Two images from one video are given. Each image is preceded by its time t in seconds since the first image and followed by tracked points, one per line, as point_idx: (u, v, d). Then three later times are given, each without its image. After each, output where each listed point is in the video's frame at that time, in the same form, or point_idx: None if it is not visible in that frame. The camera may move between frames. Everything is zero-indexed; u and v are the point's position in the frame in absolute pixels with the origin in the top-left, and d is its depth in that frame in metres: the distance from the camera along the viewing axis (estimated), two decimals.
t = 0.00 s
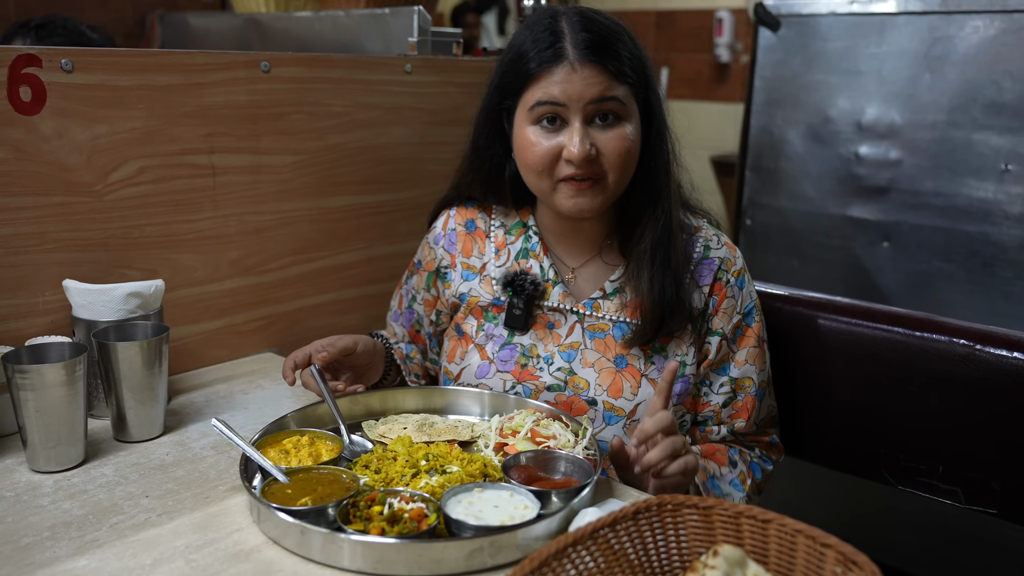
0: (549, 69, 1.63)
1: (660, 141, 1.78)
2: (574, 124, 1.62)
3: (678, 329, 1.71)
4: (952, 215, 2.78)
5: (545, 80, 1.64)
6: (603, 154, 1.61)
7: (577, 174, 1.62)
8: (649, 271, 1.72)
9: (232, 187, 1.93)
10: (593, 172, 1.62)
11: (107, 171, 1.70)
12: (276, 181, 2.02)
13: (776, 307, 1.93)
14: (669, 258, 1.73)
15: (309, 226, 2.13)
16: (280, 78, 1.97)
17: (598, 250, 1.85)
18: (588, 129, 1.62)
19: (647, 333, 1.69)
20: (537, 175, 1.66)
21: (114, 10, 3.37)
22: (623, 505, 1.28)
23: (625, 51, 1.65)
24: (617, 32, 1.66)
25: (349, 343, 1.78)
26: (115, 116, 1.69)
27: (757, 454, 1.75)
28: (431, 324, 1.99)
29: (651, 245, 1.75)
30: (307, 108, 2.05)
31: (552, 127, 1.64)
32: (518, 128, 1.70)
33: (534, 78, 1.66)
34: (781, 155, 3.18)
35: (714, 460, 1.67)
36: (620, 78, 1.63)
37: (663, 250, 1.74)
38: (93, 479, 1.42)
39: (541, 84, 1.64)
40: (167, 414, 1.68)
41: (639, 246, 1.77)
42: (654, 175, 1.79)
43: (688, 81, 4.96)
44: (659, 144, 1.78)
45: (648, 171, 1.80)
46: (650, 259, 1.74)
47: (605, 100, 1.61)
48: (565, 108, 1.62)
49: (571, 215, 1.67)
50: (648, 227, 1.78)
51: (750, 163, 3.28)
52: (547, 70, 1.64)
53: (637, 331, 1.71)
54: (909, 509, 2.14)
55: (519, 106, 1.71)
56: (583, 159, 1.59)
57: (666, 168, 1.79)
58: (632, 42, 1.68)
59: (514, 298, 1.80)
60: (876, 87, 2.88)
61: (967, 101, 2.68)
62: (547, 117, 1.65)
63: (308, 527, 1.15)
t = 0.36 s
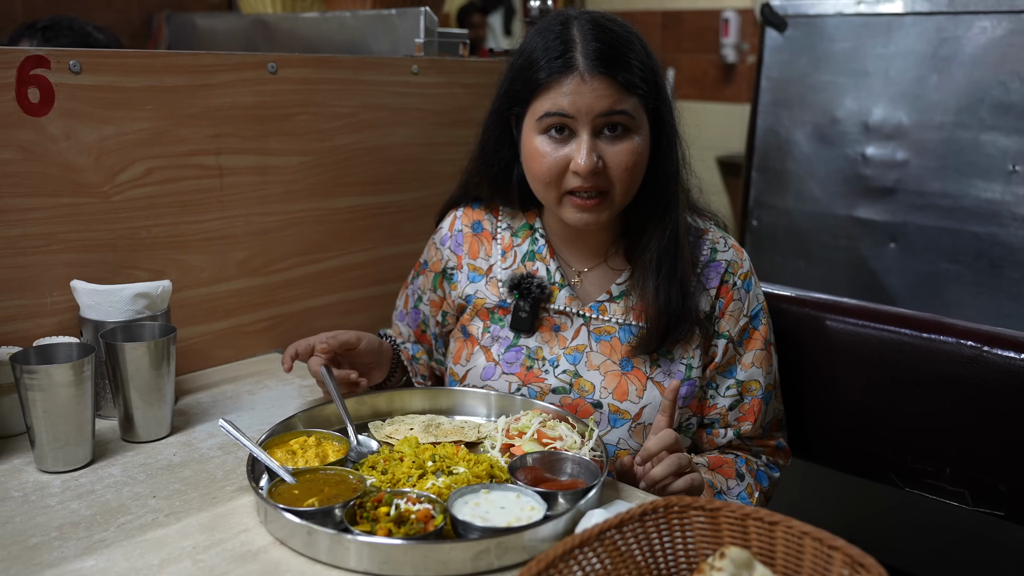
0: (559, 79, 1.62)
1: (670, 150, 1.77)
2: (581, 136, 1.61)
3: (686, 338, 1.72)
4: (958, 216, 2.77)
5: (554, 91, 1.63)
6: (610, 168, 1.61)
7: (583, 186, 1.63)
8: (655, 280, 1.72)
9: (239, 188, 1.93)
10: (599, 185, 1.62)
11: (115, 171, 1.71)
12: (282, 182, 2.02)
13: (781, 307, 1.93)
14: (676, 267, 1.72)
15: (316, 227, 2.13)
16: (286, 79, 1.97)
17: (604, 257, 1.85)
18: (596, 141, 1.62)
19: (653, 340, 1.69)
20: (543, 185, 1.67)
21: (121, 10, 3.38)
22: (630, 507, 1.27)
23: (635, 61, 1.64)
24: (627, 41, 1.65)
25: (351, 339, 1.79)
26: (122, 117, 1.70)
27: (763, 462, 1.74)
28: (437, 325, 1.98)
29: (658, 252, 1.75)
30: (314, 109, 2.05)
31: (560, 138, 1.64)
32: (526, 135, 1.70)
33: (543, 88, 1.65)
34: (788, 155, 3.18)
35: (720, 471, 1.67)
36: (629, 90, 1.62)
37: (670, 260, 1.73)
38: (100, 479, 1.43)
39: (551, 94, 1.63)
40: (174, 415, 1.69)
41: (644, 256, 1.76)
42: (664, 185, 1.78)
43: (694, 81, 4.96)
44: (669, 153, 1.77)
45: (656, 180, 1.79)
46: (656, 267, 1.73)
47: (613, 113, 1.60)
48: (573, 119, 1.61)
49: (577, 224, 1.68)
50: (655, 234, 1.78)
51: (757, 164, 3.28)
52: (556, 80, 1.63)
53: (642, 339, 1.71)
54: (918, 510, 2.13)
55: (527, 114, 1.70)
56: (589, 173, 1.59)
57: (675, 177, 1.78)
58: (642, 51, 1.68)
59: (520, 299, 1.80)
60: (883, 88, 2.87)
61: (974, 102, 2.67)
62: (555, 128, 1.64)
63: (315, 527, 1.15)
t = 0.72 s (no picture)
0: (546, 82, 1.62)
1: (668, 155, 1.72)
2: (565, 142, 1.60)
3: (690, 341, 1.71)
4: (964, 215, 2.76)
5: (541, 94, 1.62)
6: (592, 174, 1.60)
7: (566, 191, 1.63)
8: (655, 286, 1.70)
9: (242, 186, 1.93)
10: (582, 190, 1.62)
11: (117, 170, 1.70)
12: (285, 181, 2.02)
13: (786, 307, 1.92)
14: (679, 271, 1.71)
15: (319, 226, 2.13)
16: (289, 78, 1.97)
17: (606, 257, 1.82)
18: (580, 147, 1.60)
19: (655, 344, 1.68)
20: (531, 186, 1.68)
21: (126, 10, 3.39)
22: (632, 506, 1.27)
23: (625, 66, 1.61)
24: (620, 45, 1.63)
25: (350, 334, 1.79)
26: (125, 115, 1.69)
27: (767, 462, 1.73)
28: (440, 323, 1.98)
29: (658, 257, 1.72)
30: (317, 108, 2.05)
31: (546, 141, 1.64)
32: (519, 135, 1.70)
33: (534, 90, 1.65)
34: (792, 154, 3.16)
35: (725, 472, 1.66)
36: (616, 96, 1.59)
37: (671, 263, 1.72)
38: (101, 477, 1.42)
39: (538, 96, 1.63)
40: (176, 413, 1.69)
41: (648, 251, 1.74)
42: (660, 191, 1.74)
43: (698, 81, 4.95)
44: (667, 158, 1.72)
45: (655, 185, 1.75)
46: (657, 272, 1.71)
47: (597, 121, 1.58)
48: (557, 125, 1.61)
49: (564, 226, 1.69)
50: (656, 235, 1.74)
51: (761, 163, 3.27)
52: (544, 83, 1.62)
53: (646, 341, 1.70)
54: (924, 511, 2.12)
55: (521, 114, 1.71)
56: (569, 178, 1.59)
57: (673, 183, 1.74)
58: (638, 55, 1.64)
59: (524, 298, 1.80)
60: (888, 87, 2.86)
61: (979, 101, 2.66)
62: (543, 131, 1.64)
63: (316, 526, 1.15)
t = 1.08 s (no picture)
0: (530, 87, 1.62)
1: (659, 162, 1.71)
2: (547, 146, 1.61)
3: (686, 350, 1.71)
4: (966, 216, 2.75)
5: (526, 99, 1.62)
6: (574, 179, 1.60)
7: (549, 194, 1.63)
8: (648, 292, 1.70)
9: (243, 188, 1.93)
10: (564, 194, 1.62)
11: (118, 171, 1.71)
12: (286, 182, 2.02)
13: (786, 309, 1.92)
14: (674, 278, 1.70)
15: (320, 227, 2.13)
16: (290, 79, 1.97)
17: (604, 257, 1.82)
18: (562, 151, 1.60)
19: (653, 349, 1.68)
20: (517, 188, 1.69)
21: (128, 11, 3.39)
22: (631, 508, 1.27)
23: (611, 72, 1.60)
24: (606, 50, 1.61)
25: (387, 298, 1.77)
26: (125, 117, 1.70)
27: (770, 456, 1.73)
28: (440, 322, 1.98)
29: (651, 266, 1.72)
30: (318, 109, 2.05)
31: (532, 145, 1.64)
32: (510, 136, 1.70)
33: (519, 93, 1.65)
34: (794, 154, 3.16)
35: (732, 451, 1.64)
36: (599, 102, 1.59)
37: (667, 269, 1.71)
38: (102, 479, 1.42)
39: (523, 100, 1.63)
40: (176, 415, 1.69)
41: (645, 250, 1.74)
42: (653, 197, 1.73)
43: (700, 81, 4.94)
44: (655, 164, 1.71)
45: (646, 192, 1.73)
46: (651, 279, 1.71)
47: (578, 127, 1.58)
48: (540, 130, 1.61)
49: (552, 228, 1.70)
50: (653, 238, 1.74)
51: (763, 164, 3.26)
52: (529, 88, 1.62)
53: (646, 346, 1.70)
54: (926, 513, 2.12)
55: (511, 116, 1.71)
56: (550, 183, 1.59)
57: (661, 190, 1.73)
58: (625, 62, 1.63)
59: (523, 297, 1.80)
60: (889, 87, 2.86)
61: (981, 101, 2.66)
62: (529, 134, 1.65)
63: (316, 529, 1.15)
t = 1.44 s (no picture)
0: (534, 81, 1.61)
1: (660, 156, 1.71)
2: (553, 140, 1.60)
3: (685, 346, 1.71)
4: (967, 217, 2.74)
5: (530, 93, 1.62)
6: (581, 172, 1.59)
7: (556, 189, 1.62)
8: (651, 287, 1.70)
9: (241, 188, 1.93)
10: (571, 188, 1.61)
11: (116, 172, 1.70)
12: (285, 182, 2.02)
13: (787, 309, 1.91)
14: (675, 274, 1.71)
15: (319, 227, 2.12)
16: (289, 79, 1.97)
17: (604, 259, 1.82)
18: (568, 145, 1.59)
19: (654, 345, 1.68)
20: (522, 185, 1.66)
21: (129, 11, 3.39)
22: (630, 510, 1.26)
23: (616, 65, 1.61)
24: (609, 44, 1.61)
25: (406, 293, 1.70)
26: (123, 117, 1.69)
27: (767, 460, 1.72)
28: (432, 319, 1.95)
29: (653, 259, 1.72)
30: (318, 109, 2.05)
31: (536, 140, 1.63)
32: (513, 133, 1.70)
33: (523, 89, 1.64)
34: (795, 154, 3.15)
35: (723, 463, 1.64)
36: (604, 95, 1.58)
37: (667, 263, 1.72)
38: (99, 480, 1.42)
39: (527, 95, 1.63)
40: (174, 416, 1.68)
41: (647, 247, 1.74)
42: (654, 192, 1.73)
43: (701, 81, 4.94)
44: (658, 159, 1.71)
45: (648, 187, 1.73)
46: (653, 274, 1.71)
47: (584, 119, 1.57)
48: (546, 124, 1.60)
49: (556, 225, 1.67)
50: (654, 234, 1.74)
51: (763, 164, 3.26)
52: (532, 82, 1.62)
53: (645, 344, 1.70)
54: (927, 514, 2.10)
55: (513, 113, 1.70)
56: (557, 176, 1.58)
57: (664, 183, 1.73)
58: (629, 56, 1.64)
59: (523, 299, 1.79)
60: (890, 87, 2.85)
61: (983, 102, 2.65)
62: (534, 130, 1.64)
63: (312, 531, 1.15)
